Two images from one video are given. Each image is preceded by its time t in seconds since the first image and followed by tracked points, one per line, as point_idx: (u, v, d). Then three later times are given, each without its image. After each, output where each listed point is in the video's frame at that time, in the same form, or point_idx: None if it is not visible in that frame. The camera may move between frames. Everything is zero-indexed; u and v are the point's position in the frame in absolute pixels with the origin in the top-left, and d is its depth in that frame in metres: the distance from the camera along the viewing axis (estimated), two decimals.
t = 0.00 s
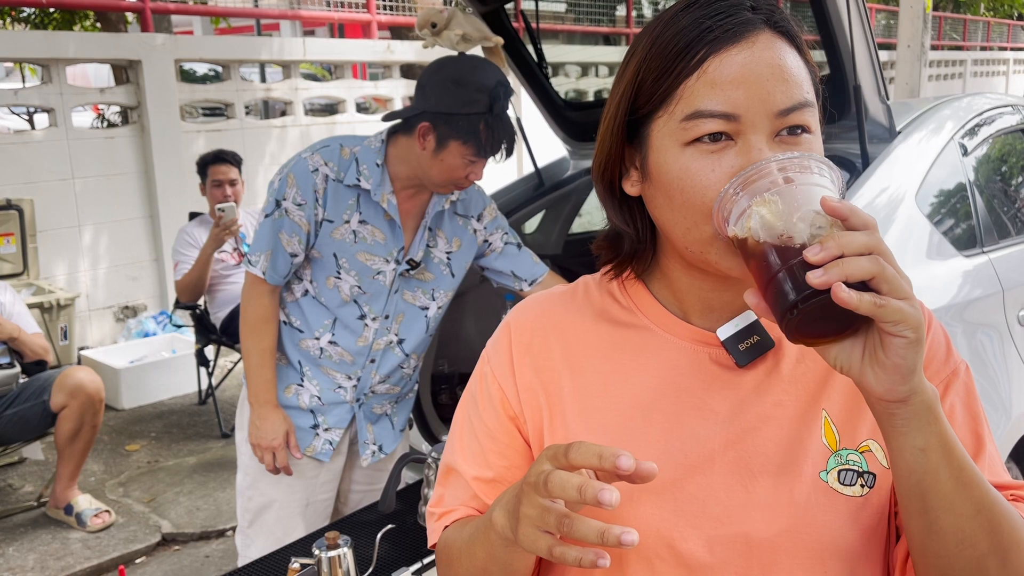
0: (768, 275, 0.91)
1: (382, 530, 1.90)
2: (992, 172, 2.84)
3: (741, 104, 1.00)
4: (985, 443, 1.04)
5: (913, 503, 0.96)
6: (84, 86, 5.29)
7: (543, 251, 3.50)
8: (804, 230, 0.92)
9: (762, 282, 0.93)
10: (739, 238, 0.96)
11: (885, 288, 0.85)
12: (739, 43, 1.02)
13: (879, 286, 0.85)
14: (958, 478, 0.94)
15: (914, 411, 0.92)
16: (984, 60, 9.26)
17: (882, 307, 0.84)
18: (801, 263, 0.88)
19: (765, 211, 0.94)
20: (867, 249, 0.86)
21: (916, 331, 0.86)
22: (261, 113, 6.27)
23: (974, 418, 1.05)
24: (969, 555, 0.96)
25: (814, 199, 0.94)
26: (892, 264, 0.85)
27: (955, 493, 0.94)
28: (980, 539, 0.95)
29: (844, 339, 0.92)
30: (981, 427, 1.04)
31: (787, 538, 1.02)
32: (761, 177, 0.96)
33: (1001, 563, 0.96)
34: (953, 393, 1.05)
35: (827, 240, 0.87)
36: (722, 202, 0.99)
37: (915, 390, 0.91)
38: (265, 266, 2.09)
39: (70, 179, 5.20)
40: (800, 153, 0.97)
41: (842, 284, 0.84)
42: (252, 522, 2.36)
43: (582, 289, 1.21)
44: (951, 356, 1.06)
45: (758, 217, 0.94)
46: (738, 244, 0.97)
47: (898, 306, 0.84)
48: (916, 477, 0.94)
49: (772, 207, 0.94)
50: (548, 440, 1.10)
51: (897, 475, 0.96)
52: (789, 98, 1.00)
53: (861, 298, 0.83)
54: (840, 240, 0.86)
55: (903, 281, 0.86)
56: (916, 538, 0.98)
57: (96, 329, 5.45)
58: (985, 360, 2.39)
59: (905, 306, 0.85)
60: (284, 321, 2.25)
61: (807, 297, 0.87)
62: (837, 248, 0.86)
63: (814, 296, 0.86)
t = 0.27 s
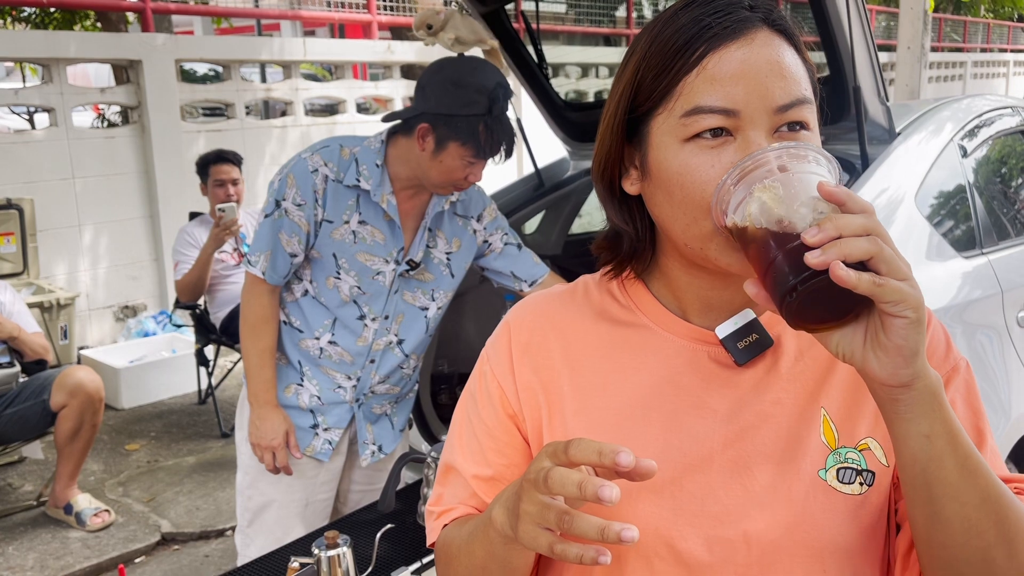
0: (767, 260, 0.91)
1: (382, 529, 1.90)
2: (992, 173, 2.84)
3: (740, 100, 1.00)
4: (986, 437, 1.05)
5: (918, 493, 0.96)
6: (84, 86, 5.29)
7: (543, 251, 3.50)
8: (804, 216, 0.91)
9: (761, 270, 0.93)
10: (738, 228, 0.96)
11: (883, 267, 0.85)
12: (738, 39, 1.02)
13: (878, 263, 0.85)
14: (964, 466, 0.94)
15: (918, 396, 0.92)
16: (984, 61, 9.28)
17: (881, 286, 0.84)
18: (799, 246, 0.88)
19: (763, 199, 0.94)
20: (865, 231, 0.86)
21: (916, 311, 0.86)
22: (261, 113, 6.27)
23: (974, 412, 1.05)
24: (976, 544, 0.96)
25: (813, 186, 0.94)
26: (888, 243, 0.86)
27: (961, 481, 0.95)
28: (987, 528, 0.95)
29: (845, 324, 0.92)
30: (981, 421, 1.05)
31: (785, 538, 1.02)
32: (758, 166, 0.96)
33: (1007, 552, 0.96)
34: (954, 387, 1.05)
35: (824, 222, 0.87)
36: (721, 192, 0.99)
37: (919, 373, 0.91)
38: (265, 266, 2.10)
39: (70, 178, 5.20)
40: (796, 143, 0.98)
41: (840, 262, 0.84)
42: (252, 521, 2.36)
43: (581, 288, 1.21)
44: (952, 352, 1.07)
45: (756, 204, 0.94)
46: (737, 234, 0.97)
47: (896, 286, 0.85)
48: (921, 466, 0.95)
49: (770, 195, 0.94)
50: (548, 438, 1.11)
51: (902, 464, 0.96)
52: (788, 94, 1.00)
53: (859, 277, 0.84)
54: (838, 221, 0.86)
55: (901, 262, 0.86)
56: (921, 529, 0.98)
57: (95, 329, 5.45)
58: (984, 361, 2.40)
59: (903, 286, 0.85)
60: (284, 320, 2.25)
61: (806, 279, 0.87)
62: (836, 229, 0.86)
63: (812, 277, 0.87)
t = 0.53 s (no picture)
0: (767, 245, 0.92)
1: (382, 528, 1.90)
2: (992, 174, 2.85)
3: (737, 94, 1.01)
4: (988, 427, 1.06)
5: (928, 479, 0.97)
6: (85, 85, 5.29)
7: (543, 251, 3.50)
8: (803, 200, 0.91)
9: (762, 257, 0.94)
10: (737, 217, 0.96)
11: (883, 245, 0.86)
12: (735, 34, 1.03)
13: (878, 240, 0.86)
14: (973, 450, 0.95)
15: (924, 378, 0.93)
16: (984, 63, 9.30)
17: (882, 264, 0.85)
18: (798, 228, 0.89)
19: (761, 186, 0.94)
20: (863, 210, 0.87)
21: (919, 288, 0.87)
22: (261, 113, 6.28)
23: (977, 404, 1.06)
24: (987, 530, 0.96)
25: (811, 171, 0.94)
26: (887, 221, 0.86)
27: (972, 464, 0.95)
28: (997, 513, 0.96)
29: (847, 308, 0.93)
30: (983, 412, 1.06)
31: (785, 536, 1.02)
32: (755, 155, 0.96)
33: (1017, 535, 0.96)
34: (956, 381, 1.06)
35: (823, 202, 0.88)
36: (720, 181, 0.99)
37: (924, 354, 0.92)
38: (265, 267, 2.10)
39: (70, 178, 5.21)
40: (792, 131, 0.98)
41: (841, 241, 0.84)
42: (252, 520, 2.37)
43: (582, 286, 1.22)
44: (953, 345, 1.07)
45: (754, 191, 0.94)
46: (737, 224, 0.97)
47: (897, 263, 0.85)
48: (930, 450, 0.95)
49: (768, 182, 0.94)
50: (548, 436, 1.11)
51: (911, 448, 0.96)
52: (785, 87, 1.01)
53: (860, 255, 0.84)
54: (836, 202, 0.87)
55: (900, 240, 0.87)
56: (930, 516, 0.99)
57: (95, 329, 5.45)
58: (984, 361, 2.40)
59: (903, 264, 0.86)
60: (285, 320, 2.26)
61: (805, 259, 0.87)
62: (834, 209, 0.87)
63: (812, 256, 0.87)
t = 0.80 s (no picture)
0: (766, 238, 0.92)
1: (382, 527, 1.90)
2: (991, 175, 2.85)
3: (735, 91, 1.01)
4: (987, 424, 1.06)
5: (926, 475, 0.97)
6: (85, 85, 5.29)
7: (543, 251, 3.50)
8: (802, 194, 0.92)
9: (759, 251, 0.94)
10: (735, 212, 0.96)
11: (882, 237, 0.86)
12: (732, 33, 1.03)
13: (875, 232, 0.86)
14: (971, 444, 0.95)
15: (923, 369, 0.93)
16: (983, 65, 9.33)
17: (881, 256, 0.85)
18: (797, 221, 0.89)
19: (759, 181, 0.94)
20: (862, 203, 0.87)
21: (918, 280, 0.87)
22: (261, 113, 6.28)
23: (976, 401, 1.06)
24: (985, 526, 0.96)
25: (808, 166, 0.94)
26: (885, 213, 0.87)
27: (971, 458, 0.95)
28: (995, 509, 0.96)
29: (846, 301, 0.93)
30: (981, 409, 1.06)
31: (786, 535, 1.02)
32: (752, 150, 0.97)
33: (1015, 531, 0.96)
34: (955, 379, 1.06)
35: (822, 195, 0.88)
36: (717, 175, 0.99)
37: (923, 346, 0.92)
38: (264, 266, 2.10)
39: (70, 177, 5.21)
40: (789, 127, 0.99)
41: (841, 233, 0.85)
42: (252, 520, 2.37)
43: (581, 286, 1.22)
44: (951, 343, 1.08)
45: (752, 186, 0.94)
46: (735, 219, 0.97)
47: (896, 254, 0.86)
48: (928, 445, 0.95)
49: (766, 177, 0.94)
50: (548, 434, 1.11)
51: (909, 443, 0.96)
52: (782, 85, 1.01)
53: (860, 246, 0.84)
54: (834, 194, 0.87)
55: (899, 232, 0.87)
56: (928, 513, 0.99)
57: (94, 328, 5.45)
58: (984, 362, 2.40)
59: (902, 256, 0.86)
60: (284, 320, 2.26)
61: (805, 250, 0.87)
62: (833, 201, 0.87)
63: (811, 247, 0.87)
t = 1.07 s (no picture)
0: (760, 260, 0.92)
1: (380, 527, 1.91)
2: (990, 176, 2.85)
3: (733, 97, 1.01)
4: (980, 437, 1.05)
5: (906, 494, 0.97)
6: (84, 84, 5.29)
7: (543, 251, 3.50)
8: (800, 218, 0.92)
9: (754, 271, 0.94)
10: (733, 225, 0.96)
11: (876, 275, 0.86)
12: (731, 37, 1.03)
13: (871, 270, 0.86)
14: (952, 468, 0.95)
15: (904, 401, 0.93)
16: (982, 66, 9.35)
17: (874, 294, 0.85)
18: (793, 250, 0.89)
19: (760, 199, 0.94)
20: (858, 237, 0.87)
21: (907, 319, 0.87)
22: (261, 112, 6.28)
23: (969, 413, 1.06)
24: (963, 548, 0.96)
25: (810, 187, 0.94)
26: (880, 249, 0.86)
27: (951, 483, 0.95)
28: (973, 531, 0.96)
29: (837, 327, 0.93)
30: (976, 422, 1.05)
31: (785, 536, 1.02)
32: (754, 165, 0.96)
33: (995, 551, 0.96)
34: (950, 388, 1.06)
35: (817, 227, 0.87)
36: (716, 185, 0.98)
37: (907, 377, 0.92)
38: (261, 267, 2.10)
39: (69, 177, 5.20)
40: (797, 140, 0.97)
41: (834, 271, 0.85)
42: (251, 520, 2.37)
43: (579, 287, 1.22)
44: (948, 351, 1.07)
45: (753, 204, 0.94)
46: (732, 231, 0.97)
47: (888, 293, 0.85)
48: (908, 467, 0.95)
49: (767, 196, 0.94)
50: (546, 436, 1.11)
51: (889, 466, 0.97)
52: (781, 90, 1.01)
53: (853, 284, 0.84)
54: (831, 226, 0.87)
55: (894, 269, 0.87)
56: (909, 531, 0.99)
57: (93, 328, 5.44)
58: (983, 363, 2.40)
59: (894, 293, 0.86)
60: (283, 320, 2.25)
61: (796, 283, 0.88)
62: (828, 235, 0.86)
63: (804, 281, 0.87)
